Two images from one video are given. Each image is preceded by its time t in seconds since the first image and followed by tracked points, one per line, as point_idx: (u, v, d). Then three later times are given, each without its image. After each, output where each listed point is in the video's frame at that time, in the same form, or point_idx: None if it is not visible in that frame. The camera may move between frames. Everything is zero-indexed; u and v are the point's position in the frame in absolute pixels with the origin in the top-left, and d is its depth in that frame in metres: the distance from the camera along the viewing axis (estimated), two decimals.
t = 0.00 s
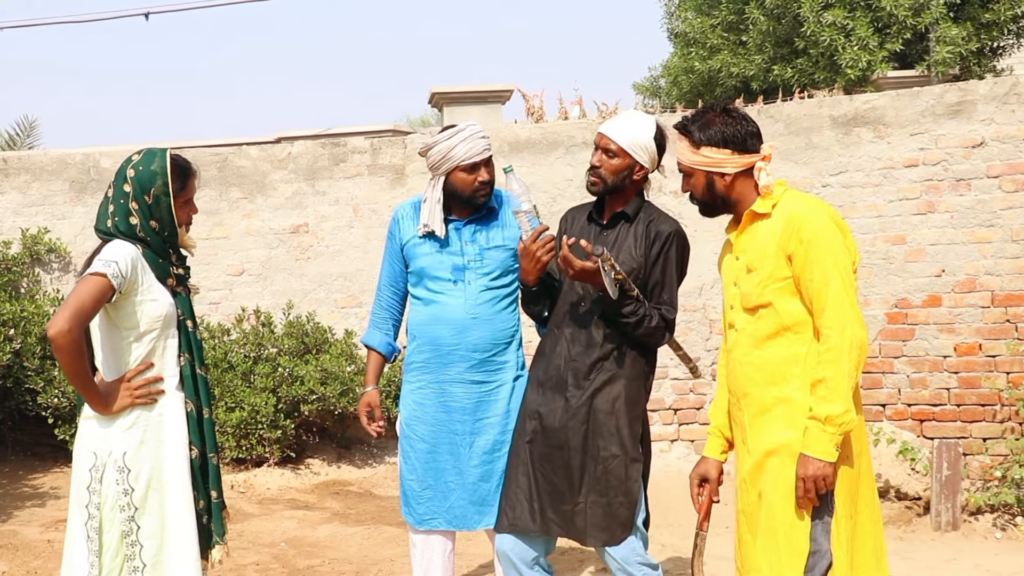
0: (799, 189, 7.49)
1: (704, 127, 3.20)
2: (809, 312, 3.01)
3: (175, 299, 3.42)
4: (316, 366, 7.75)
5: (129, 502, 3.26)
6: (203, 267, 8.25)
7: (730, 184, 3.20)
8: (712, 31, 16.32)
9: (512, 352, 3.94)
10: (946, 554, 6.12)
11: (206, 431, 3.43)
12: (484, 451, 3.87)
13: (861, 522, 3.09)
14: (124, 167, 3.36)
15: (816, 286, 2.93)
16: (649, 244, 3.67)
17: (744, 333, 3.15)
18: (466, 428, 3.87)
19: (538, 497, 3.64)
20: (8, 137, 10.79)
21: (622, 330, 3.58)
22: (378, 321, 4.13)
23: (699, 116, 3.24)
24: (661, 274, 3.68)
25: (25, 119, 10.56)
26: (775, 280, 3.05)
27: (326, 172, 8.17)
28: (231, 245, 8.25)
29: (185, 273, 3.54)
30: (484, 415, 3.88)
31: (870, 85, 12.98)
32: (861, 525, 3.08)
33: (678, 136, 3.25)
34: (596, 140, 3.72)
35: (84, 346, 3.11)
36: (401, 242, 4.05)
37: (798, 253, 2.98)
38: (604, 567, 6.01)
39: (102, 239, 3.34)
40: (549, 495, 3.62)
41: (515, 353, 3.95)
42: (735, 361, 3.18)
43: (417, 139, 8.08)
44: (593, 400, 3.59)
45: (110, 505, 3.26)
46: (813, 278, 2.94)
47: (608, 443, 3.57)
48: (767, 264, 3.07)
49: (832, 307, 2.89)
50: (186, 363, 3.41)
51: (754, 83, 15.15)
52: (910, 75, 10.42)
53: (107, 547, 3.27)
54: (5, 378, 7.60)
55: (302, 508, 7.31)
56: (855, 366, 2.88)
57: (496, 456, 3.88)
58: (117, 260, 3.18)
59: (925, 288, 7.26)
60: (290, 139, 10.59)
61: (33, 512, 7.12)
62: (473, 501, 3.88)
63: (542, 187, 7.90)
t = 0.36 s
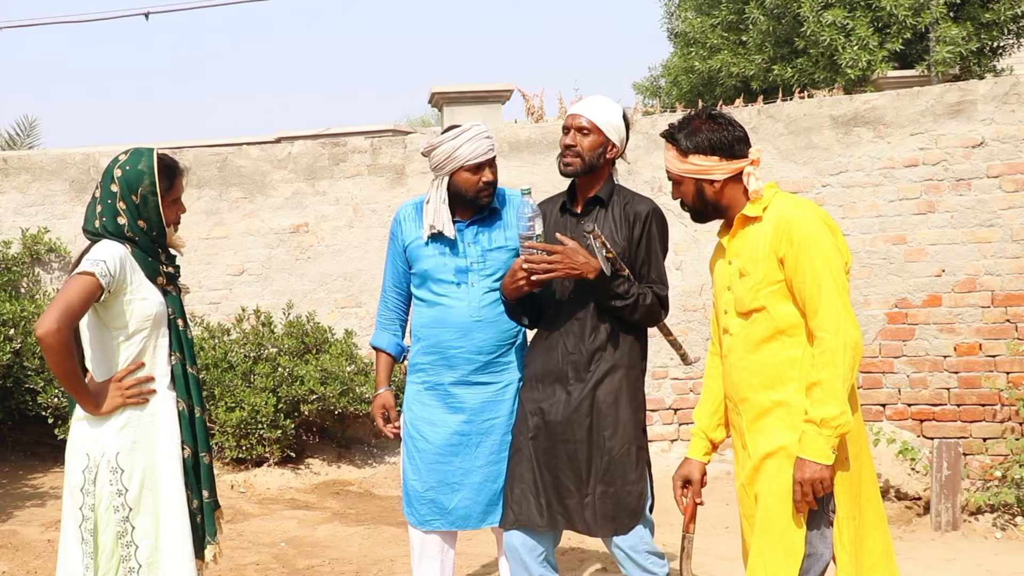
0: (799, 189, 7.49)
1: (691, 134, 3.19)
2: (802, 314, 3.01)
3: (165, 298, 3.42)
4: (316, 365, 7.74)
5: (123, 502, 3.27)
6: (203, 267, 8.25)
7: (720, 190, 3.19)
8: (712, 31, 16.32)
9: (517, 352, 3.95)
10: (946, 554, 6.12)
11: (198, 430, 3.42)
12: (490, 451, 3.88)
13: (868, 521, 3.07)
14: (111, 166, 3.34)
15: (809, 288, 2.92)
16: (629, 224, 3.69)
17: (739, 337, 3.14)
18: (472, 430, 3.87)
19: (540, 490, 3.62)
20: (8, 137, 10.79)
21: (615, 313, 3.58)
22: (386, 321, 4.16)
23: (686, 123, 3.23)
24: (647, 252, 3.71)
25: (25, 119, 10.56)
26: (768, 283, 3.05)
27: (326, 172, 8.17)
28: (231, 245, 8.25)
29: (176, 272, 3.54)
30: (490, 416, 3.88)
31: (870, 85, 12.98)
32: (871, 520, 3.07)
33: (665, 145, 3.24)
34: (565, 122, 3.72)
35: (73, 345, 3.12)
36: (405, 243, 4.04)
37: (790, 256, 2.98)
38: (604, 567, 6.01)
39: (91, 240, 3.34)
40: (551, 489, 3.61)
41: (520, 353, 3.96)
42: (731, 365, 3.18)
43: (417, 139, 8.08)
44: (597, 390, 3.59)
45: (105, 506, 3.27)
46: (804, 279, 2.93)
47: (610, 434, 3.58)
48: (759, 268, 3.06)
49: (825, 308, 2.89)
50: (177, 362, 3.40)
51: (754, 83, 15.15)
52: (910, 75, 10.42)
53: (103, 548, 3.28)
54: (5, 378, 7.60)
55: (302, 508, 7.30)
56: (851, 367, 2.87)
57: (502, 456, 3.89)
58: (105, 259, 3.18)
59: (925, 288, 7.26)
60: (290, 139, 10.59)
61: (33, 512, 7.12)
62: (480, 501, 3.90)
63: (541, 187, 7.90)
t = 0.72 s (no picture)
0: (799, 189, 7.48)
1: (707, 126, 3.18)
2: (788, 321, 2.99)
3: (159, 297, 3.42)
4: (316, 365, 7.74)
5: (120, 503, 3.26)
6: (203, 267, 8.26)
7: (723, 188, 3.18)
8: (712, 31, 16.32)
9: (506, 351, 3.95)
10: (946, 554, 6.12)
11: (194, 430, 3.43)
12: (483, 450, 3.87)
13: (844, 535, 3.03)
14: (101, 166, 3.35)
15: (798, 296, 2.90)
16: (616, 202, 3.72)
17: (725, 338, 3.14)
18: (464, 429, 3.86)
19: (564, 479, 3.61)
20: (8, 137, 10.79)
21: (616, 292, 3.59)
22: (368, 321, 4.11)
23: (705, 113, 3.21)
24: (638, 228, 3.73)
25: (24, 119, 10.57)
26: (757, 287, 3.02)
27: (326, 172, 8.18)
28: (231, 245, 8.25)
29: (169, 271, 3.53)
30: (481, 415, 3.88)
31: (870, 85, 12.98)
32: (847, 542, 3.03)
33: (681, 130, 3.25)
34: (540, 103, 3.76)
35: (68, 346, 3.11)
36: (390, 244, 4.04)
37: (782, 262, 2.95)
38: (603, 567, 6.01)
39: (83, 241, 3.33)
40: (577, 476, 3.61)
41: (509, 352, 3.96)
42: (715, 365, 3.18)
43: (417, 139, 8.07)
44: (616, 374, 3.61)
45: (102, 506, 3.26)
46: (794, 288, 2.91)
47: (635, 416, 3.60)
48: (751, 271, 3.04)
49: (813, 318, 2.87)
50: (172, 361, 3.41)
51: (754, 83, 15.15)
52: (910, 75, 10.42)
53: (100, 549, 3.27)
54: (5, 378, 7.60)
55: (302, 508, 7.30)
56: (832, 379, 2.87)
57: (495, 455, 3.87)
58: (98, 260, 3.18)
59: (925, 288, 7.26)
60: (290, 139, 10.59)
61: (33, 512, 7.12)
62: (473, 502, 3.86)
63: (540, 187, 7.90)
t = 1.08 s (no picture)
0: (799, 189, 7.49)
1: (720, 119, 3.17)
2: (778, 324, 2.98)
3: (160, 296, 3.42)
4: (316, 365, 7.74)
5: (125, 502, 3.26)
6: (203, 267, 8.26)
7: (726, 183, 3.18)
8: (712, 31, 16.32)
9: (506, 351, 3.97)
10: (946, 554, 6.12)
11: (196, 429, 3.43)
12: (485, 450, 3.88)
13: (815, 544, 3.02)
14: (97, 167, 3.34)
15: (789, 300, 2.89)
16: (612, 202, 3.72)
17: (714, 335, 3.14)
18: (466, 429, 3.87)
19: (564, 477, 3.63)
20: (8, 137, 10.80)
21: (619, 290, 3.59)
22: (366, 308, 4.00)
23: (721, 106, 3.20)
24: (638, 227, 3.72)
25: (24, 118, 10.58)
26: (749, 288, 3.02)
27: (326, 172, 8.17)
28: (231, 245, 8.25)
29: (169, 270, 3.54)
30: (483, 415, 3.89)
31: (870, 85, 12.98)
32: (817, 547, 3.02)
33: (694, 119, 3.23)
34: (525, 109, 3.76)
35: (70, 347, 3.11)
36: (385, 246, 4.01)
37: (776, 266, 2.94)
38: (603, 567, 6.01)
39: (82, 242, 3.34)
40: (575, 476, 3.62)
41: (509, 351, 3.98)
42: (702, 362, 3.19)
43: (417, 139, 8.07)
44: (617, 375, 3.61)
45: (107, 506, 3.26)
46: (786, 292, 2.90)
47: (640, 416, 3.58)
48: (745, 271, 3.03)
49: (802, 323, 2.86)
50: (175, 360, 3.41)
51: (754, 83, 15.14)
52: (910, 75, 10.42)
53: (104, 549, 3.27)
54: (5, 378, 7.59)
55: (302, 508, 7.30)
56: (816, 388, 2.87)
57: (497, 454, 3.88)
58: (98, 260, 3.18)
59: (925, 288, 7.26)
60: (291, 139, 10.59)
61: (32, 512, 7.11)
62: (474, 501, 3.87)
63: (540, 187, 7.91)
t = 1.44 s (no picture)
0: (799, 189, 7.48)
1: (715, 113, 3.17)
2: (773, 321, 2.99)
3: (168, 295, 3.42)
4: (316, 365, 7.74)
5: (133, 502, 3.27)
6: (203, 267, 8.26)
7: (719, 176, 3.18)
8: (712, 31, 16.33)
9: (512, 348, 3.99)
10: (946, 554, 6.12)
11: (204, 428, 3.42)
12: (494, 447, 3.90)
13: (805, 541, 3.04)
14: (105, 167, 3.35)
15: (788, 296, 2.90)
16: (604, 204, 3.73)
17: (707, 333, 3.14)
18: (476, 426, 3.89)
19: (567, 480, 3.61)
20: (8, 137, 10.80)
21: (614, 293, 3.59)
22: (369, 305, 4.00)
23: (716, 99, 3.20)
24: (632, 227, 3.71)
25: (24, 118, 10.58)
26: (743, 285, 3.02)
27: (326, 172, 8.18)
28: (231, 245, 8.25)
29: (178, 270, 3.54)
30: (492, 412, 3.90)
31: (870, 85, 12.98)
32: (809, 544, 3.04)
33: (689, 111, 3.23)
34: (505, 122, 3.79)
35: (79, 347, 3.12)
36: (391, 247, 4.03)
37: (773, 262, 2.95)
38: (603, 567, 6.01)
39: (91, 242, 3.35)
40: (576, 478, 3.60)
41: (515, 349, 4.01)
42: (695, 362, 3.17)
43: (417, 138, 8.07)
44: (616, 375, 3.59)
45: (115, 506, 3.27)
46: (785, 288, 2.91)
47: (643, 416, 3.58)
48: (739, 268, 3.03)
49: (803, 318, 2.87)
50: (184, 360, 3.40)
51: (754, 83, 15.14)
52: (910, 75, 10.42)
53: (112, 548, 3.27)
54: (5, 378, 7.59)
55: (302, 508, 7.30)
56: (819, 385, 2.88)
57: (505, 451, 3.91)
58: (106, 260, 3.18)
59: (925, 288, 7.26)
60: (291, 139, 10.59)
61: (32, 512, 7.11)
62: (482, 500, 3.89)
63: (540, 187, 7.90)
